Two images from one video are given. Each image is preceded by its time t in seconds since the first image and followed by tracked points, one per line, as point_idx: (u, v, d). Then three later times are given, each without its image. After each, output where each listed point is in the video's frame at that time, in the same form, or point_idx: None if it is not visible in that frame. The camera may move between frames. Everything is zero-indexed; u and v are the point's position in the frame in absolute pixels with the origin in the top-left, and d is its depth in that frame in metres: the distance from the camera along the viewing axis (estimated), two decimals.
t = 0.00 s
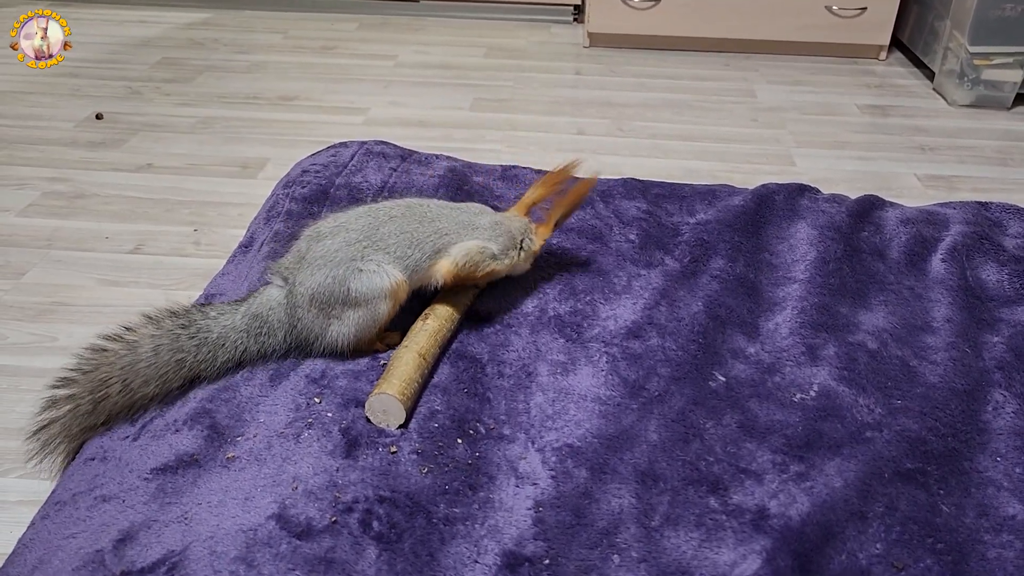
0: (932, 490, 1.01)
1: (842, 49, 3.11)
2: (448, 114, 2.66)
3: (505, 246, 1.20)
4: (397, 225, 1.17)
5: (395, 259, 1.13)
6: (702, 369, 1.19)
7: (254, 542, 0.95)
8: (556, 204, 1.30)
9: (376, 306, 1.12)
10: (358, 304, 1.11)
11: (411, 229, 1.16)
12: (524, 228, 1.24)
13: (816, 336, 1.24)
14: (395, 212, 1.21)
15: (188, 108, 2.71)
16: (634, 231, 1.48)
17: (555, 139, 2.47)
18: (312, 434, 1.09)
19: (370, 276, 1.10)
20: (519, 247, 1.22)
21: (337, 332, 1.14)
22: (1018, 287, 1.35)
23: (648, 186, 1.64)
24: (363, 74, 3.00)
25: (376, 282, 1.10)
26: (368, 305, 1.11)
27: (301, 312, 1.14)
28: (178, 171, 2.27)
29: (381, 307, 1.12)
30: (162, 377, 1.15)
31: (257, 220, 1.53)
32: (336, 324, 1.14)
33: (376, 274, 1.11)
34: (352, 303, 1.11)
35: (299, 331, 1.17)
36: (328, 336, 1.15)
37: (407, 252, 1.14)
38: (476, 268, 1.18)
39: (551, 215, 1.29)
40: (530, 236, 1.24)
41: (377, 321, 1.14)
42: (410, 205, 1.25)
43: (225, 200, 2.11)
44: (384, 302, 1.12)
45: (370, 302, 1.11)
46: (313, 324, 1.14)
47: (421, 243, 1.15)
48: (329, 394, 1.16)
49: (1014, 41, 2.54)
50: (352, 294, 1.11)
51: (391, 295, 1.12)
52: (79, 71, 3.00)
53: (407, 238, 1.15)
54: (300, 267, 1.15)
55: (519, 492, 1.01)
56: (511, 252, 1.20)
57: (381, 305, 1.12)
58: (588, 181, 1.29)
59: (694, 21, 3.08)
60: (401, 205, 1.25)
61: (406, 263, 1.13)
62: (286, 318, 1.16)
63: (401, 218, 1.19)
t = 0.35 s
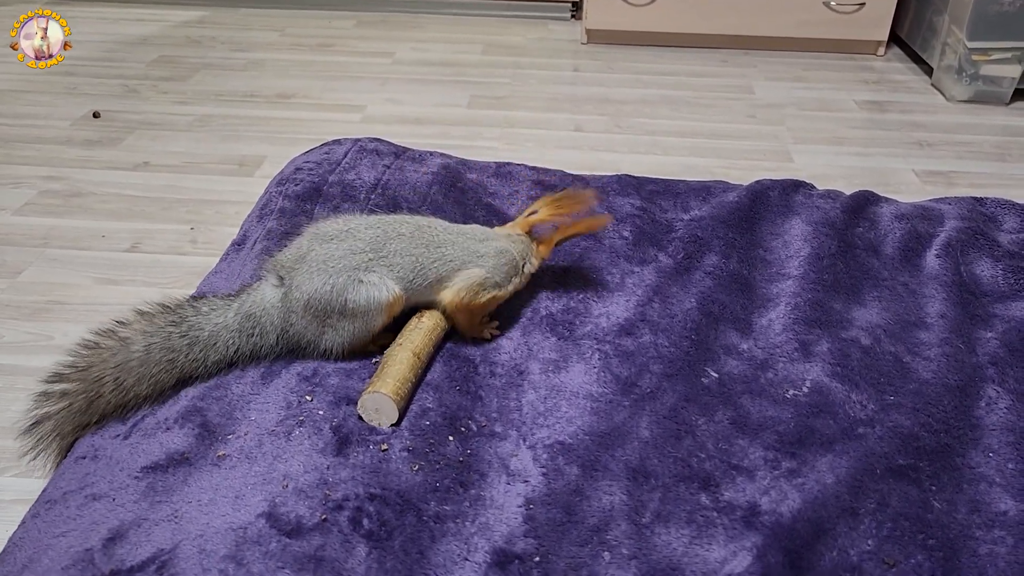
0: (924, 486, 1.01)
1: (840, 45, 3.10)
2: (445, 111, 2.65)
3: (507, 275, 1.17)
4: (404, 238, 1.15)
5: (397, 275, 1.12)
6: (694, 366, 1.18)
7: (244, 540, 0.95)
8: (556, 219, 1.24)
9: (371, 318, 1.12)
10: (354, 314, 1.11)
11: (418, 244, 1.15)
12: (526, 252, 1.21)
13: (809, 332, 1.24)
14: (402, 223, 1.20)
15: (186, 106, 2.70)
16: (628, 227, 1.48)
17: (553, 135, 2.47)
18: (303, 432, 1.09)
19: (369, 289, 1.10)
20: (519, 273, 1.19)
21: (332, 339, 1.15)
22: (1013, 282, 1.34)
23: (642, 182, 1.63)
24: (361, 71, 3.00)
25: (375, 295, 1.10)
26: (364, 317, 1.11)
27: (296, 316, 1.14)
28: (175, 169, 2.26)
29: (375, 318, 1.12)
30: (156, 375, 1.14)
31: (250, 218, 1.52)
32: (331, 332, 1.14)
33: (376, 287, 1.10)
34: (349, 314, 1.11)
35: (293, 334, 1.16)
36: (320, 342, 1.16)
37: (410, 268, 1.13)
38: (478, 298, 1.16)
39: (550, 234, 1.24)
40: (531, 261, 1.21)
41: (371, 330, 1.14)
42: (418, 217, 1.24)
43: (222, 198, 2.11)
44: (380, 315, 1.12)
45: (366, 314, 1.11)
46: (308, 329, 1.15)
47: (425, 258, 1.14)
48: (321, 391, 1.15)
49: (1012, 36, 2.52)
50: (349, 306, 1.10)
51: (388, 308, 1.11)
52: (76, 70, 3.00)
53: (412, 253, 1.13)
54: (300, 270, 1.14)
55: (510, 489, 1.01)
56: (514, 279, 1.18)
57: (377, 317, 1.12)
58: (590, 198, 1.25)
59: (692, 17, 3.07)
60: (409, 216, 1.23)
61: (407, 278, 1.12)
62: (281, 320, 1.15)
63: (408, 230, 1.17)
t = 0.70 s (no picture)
0: (917, 483, 1.01)
1: (839, 42, 3.10)
2: (443, 109, 2.65)
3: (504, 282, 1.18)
4: (405, 237, 1.15)
5: (395, 275, 1.12)
6: (688, 363, 1.18)
7: (236, 539, 0.95)
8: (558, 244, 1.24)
9: (368, 316, 1.12)
10: (350, 312, 1.11)
11: (418, 244, 1.15)
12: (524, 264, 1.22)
13: (803, 329, 1.24)
14: (404, 222, 1.20)
15: (183, 104, 2.70)
16: (622, 224, 1.48)
17: (551, 133, 2.46)
18: (296, 430, 1.09)
19: (368, 288, 1.10)
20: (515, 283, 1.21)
21: (326, 335, 1.15)
22: (1008, 279, 1.34)
23: (637, 179, 1.63)
24: (359, 69, 2.99)
25: (373, 294, 1.10)
26: (360, 314, 1.11)
27: (292, 310, 1.14)
28: (172, 167, 2.26)
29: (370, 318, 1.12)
30: (152, 369, 1.14)
31: (244, 216, 1.52)
32: (325, 329, 1.14)
33: (373, 286, 1.10)
34: (345, 311, 1.11)
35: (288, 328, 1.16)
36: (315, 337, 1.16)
37: (409, 268, 1.13)
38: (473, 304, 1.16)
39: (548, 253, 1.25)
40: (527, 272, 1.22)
41: (365, 327, 1.14)
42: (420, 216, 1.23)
43: (220, 196, 2.11)
44: (376, 313, 1.12)
45: (361, 312, 1.11)
46: (304, 324, 1.14)
47: (425, 259, 1.13)
48: (314, 389, 1.15)
49: (1010, 33, 2.52)
50: (346, 303, 1.10)
51: (384, 307, 1.12)
52: (74, 68, 2.99)
53: (411, 252, 1.13)
54: (298, 264, 1.14)
55: (502, 487, 1.01)
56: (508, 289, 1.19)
57: (373, 315, 1.12)
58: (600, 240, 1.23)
59: (690, 15, 3.07)
60: (410, 215, 1.23)
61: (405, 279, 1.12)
62: (276, 313, 1.15)
63: (410, 230, 1.17)
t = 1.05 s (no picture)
0: (917, 482, 1.01)
1: (837, 42, 3.10)
2: (441, 109, 2.65)
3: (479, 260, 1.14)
4: (369, 224, 1.13)
5: (363, 262, 1.09)
6: (688, 363, 1.18)
7: (237, 540, 0.95)
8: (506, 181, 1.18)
9: (344, 303, 1.10)
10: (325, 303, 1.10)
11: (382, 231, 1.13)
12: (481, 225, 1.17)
13: (802, 329, 1.24)
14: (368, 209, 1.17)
15: (181, 104, 2.70)
16: (622, 225, 1.48)
17: (549, 133, 2.46)
18: (297, 431, 1.09)
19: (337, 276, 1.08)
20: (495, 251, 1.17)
21: (311, 330, 1.14)
22: (1006, 279, 1.34)
23: (636, 179, 1.63)
24: (357, 69, 3.00)
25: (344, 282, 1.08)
26: (336, 305, 1.10)
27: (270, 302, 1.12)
28: (170, 168, 2.26)
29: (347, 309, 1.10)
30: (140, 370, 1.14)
31: (244, 216, 1.52)
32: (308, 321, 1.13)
33: (342, 276, 1.08)
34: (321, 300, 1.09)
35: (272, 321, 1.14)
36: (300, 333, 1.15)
37: (377, 255, 1.10)
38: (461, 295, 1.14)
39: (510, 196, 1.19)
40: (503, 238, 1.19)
41: (346, 318, 1.12)
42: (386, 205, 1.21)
43: (218, 196, 2.10)
44: (350, 300, 1.09)
45: (337, 304, 1.09)
46: (286, 318, 1.13)
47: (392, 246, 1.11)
48: (314, 391, 1.15)
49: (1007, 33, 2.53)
50: (320, 292, 1.08)
51: (356, 296, 1.09)
52: (71, 68, 2.99)
53: (375, 241, 1.10)
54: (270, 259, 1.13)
55: (503, 487, 1.01)
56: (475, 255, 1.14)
57: (348, 303, 1.10)
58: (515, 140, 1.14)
59: (688, 15, 3.07)
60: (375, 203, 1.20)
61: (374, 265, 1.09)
62: (258, 307, 1.14)
63: (375, 218, 1.15)
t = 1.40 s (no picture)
0: (920, 486, 1.01)
1: (836, 45, 3.11)
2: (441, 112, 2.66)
3: (391, 195, 1.12)
4: (304, 200, 1.12)
5: (317, 243, 1.09)
6: (691, 367, 1.19)
7: (242, 544, 0.95)
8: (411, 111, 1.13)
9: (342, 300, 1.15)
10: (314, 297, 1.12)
11: (313, 202, 1.12)
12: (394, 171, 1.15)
13: (805, 333, 1.24)
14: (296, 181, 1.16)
15: (181, 107, 2.70)
16: (624, 229, 1.48)
17: (549, 136, 2.47)
18: (301, 435, 1.09)
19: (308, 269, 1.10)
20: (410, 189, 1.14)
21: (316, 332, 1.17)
22: (1008, 282, 1.35)
23: (637, 183, 1.63)
24: (357, 71, 3.00)
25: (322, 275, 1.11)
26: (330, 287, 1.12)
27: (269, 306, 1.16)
28: (171, 171, 2.26)
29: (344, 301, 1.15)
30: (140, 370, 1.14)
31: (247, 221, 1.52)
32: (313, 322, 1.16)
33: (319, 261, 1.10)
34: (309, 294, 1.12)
35: (279, 327, 1.18)
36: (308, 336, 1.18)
37: (322, 230, 1.10)
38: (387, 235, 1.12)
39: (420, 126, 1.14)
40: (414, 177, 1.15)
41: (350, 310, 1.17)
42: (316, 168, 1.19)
43: (218, 199, 2.11)
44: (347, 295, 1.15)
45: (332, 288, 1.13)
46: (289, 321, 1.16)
47: (333, 216, 1.10)
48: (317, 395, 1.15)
49: (1006, 35, 2.54)
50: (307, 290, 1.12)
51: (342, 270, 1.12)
52: (71, 71, 2.99)
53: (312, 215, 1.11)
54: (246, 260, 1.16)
55: (507, 491, 1.01)
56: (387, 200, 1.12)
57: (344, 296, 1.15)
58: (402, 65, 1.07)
59: (688, 17, 3.07)
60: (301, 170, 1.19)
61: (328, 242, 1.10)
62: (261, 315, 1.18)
63: (304, 189, 1.14)
